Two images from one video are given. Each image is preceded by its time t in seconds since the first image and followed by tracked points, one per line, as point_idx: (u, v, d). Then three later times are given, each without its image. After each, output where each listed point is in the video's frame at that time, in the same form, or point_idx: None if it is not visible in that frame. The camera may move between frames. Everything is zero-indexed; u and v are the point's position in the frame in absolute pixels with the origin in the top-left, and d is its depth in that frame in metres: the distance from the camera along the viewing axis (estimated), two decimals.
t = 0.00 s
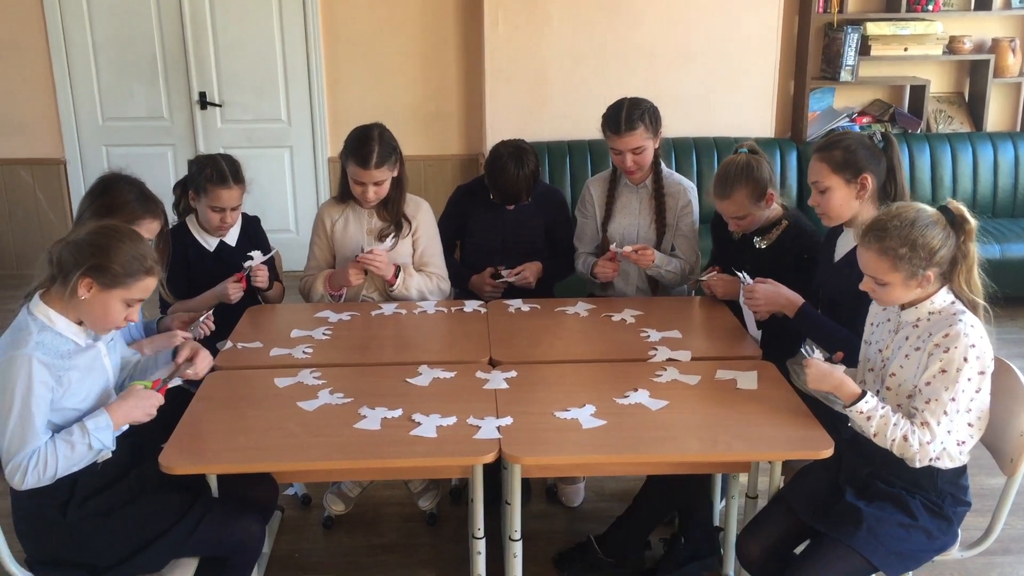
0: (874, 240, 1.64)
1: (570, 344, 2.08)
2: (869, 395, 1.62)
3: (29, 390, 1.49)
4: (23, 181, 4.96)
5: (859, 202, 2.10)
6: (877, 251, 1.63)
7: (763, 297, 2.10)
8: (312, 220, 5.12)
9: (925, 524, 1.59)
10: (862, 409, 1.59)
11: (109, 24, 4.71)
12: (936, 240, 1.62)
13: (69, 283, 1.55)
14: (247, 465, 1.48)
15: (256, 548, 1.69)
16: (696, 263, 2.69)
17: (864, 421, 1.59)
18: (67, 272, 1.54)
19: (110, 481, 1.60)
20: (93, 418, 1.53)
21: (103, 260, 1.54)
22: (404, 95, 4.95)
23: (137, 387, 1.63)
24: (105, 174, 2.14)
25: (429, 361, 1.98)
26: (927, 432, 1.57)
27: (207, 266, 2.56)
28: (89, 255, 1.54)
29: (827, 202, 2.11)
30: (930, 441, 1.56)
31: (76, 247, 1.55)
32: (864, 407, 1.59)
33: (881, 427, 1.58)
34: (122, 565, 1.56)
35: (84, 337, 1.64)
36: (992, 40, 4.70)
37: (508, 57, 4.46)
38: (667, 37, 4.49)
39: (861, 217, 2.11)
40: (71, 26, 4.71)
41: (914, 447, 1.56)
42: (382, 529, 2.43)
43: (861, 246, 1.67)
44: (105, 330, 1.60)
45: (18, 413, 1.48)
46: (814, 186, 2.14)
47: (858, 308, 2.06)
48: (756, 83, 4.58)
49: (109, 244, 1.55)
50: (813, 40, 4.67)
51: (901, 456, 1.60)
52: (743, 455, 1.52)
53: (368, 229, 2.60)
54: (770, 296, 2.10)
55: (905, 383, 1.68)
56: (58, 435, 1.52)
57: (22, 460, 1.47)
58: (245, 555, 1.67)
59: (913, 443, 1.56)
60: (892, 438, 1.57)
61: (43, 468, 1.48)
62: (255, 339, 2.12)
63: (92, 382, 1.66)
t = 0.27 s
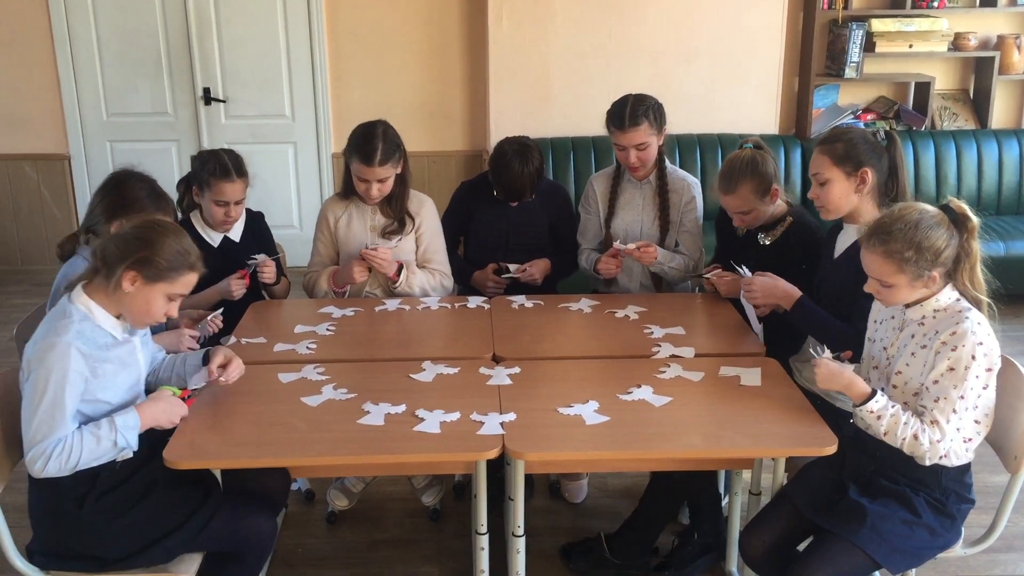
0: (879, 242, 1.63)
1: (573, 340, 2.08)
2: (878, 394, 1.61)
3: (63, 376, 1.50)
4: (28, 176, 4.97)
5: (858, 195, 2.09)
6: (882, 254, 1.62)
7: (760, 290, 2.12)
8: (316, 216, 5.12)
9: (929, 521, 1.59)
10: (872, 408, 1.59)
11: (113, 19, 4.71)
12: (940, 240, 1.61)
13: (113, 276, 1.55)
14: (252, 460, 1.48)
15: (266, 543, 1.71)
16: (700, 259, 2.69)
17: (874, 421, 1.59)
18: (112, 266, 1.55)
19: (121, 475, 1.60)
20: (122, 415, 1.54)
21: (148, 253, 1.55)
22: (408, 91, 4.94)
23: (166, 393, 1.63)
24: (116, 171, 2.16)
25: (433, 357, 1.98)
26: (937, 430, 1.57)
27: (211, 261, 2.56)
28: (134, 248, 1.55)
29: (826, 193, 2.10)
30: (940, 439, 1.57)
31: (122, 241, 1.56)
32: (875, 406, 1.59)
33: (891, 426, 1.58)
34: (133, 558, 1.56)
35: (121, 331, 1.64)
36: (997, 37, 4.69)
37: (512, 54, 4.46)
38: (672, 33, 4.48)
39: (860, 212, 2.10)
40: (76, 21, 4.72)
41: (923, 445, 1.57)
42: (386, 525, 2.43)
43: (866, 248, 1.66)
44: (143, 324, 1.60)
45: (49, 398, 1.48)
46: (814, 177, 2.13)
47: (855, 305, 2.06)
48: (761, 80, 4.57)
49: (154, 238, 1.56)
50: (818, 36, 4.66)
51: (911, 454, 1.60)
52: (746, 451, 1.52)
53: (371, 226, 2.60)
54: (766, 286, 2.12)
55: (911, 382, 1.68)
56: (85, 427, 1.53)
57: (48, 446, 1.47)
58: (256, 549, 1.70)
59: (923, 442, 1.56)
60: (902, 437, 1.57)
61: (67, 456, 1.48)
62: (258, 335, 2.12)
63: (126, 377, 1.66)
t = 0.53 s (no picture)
0: (883, 242, 1.63)
1: (575, 339, 2.08)
2: (881, 394, 1.62)
3: (73, 376, 1.50)
4: (30, 174, 4.97)
5: (855, 192, 2.09)
6: (885, 254, 1.62)
7: (751, 284, 2.15)
8: (318, 214, 5.12)
9: (931, 520, 1.59)
10: (874, 408, 1.59)
11: (116, 18, 4.71)
12: (944, 241, 1.61)
13: (126, 278, 1.55)
14: (253, 459, 1.48)
15: (271, 544, 1.69)
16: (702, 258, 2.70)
17: (877, 420, 1.59)
18: (125, 267, 1.55)
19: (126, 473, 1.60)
20: (130, 413, 1.54)
21: (160, 256, 1.54)
22: (409, 89, 4.94)
23: (173, 387, 1.63)
24: (134, 173, 2.14)
25: (435, 355, 1.98)
26: (939, 430, 1.57)
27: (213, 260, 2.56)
28: (147, 250, 1.54)
29: (825, 190, 2.09)
30: (942, 439, 1.56)
31: (135, 242, 1.55)
32: (877, 405, 1.59)
33: (894, 425, 1.58)
34: (134, 555, 1.56)
35: (131, 330, 1.65)
36: (1000, 36, 4.68)
37: (514, 52, 4.46)
38: (674, 32, 4.48)
39: (857, 208, 2.10)
40: (78, 20, 4.72)
41: (926, 445, 1.56)
42: (387, 524, 2.43)
43: (869, 249, 1.66)
44: (154, 325, 1.60)
45: (59, 397, 1.49)
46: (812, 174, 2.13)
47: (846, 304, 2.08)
48: (763, 79, 4.56)
49: (167, 240, 1.55)
50: (820, 35, 4.65)
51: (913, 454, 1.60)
52: (748, 451, 1.52)
53: (373, 224, 2.61)
54: (757, 281, 2.15)
55: (914, 382, 1.68)
56: (94, 425, 1.53)
57: (58, 445, 1.48)
58: (259, 550, 1.69)
59: (925, 442, 1.56)
60: (904, 437, 1.57)
61: (77, 455, 1.49)
62: (260, 334, 2.13)
63: (134, 377, 1.67)
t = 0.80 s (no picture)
0: (886, 243, 1.63)
1: (576, 339, 2.08)
2: (884, 394, 1.62)
3: (74, 375, 1.50)
4: (31, 174, 4.97)
5: (853, 190, 2.08)
6: (889, 255, 1.62)
7: (740, 281, 2.19)
8: (319, 214, 5.12)
9: (932, 520, 1.59)
10: (877, 407, 1.59)
11: (117, 18, 4.71)
12: (947, 242, 1.61)
13: (131, 279, 1.55)
14: (254, 458, 1.48)
15: (271, 542, 1.69)
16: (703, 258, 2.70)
17: (879, 419, 1.59)
18: (130, 269, 1.55)
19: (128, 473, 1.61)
20: (132, 412, 1.54)
21: (166, 260, 1.54)
22: (410, 89, 4.94)
23: (175, 387, 1.63)
24: (145, 177, 2.13)
25: (436, 355, 1.98)
26: (941, 430, 1.57)
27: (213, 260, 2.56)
28: (153, 253, 1.54)
29: (822, 188, 2.09)
30: (945, 439, 1.56)
31: (141, 245, 1.55)
32: (880, 405, 1.59)
33: (896, 425, 1.58)
34: (135, 555, 1.56)
35: (134, 331, 1.65)
36: (1001, 35, 4.67)
37: (515, 52, 4.46)
38: (675, 32, 4.48)
39: (855, 207, 2.10)
40: (79, 20, 4.72)
41: (928, 445, 1.56)
42: (388, 523, 2.44)
43: (873, 249, 1.66)
44: (156, 328, 1.60)
45: (60, 397, 1.49)
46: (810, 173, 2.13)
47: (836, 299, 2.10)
48: (764, 78, 4.56)
49: (174, 244, 1.56)
50: (821, 35, 4.65)
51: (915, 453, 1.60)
52: (749, 450, 1.52)
53: (374, 224, 2.61)
54: (745, 276, 2.19)
55: (916, 381, 1.68)
56: (95, 424, 1.53)
57: (59, 444, 1.48)
58: (259, 550, 1.69)
59: (928, 441, 1.56)
60: (906, 436, 1.57)
61: (78, 454, 1.49)
62: (261, 334, 2.13)
63: (135, 377, 1.67)
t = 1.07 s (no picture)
0: (888, 242, 1.63)
1: (577, 339, 2.08)
2: (886, 393, 1.61)
3: (78, 375, 1.50)
4: (31, 175, 4.98)
5: (855, 190, 2.08)
6: (891, 254, 1.62)
7: (737, 275, 2.18)
8: (319, 215, 5.12)
9: (933, 520, 1.59)
10: (879, 408, 1.59)
11: (117, 19, 4.72)
12: (950, 240, 1.61)
13: (135, 282, 1.55)
14: (255, 460, 1.48)
15: (272, 544, 1.69)
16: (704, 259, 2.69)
17: (881, 420, 1.59)
18: (135, 272, 1.55)
19: (129, 474, 1.61)
20: (134, 412, 1.54)
21: (171, 264, 1.54)
22: (410, 90, 4.94)
23: (178, 386, 1.63)
24: (159, 181, 2.10)
25: (436, 356, 1.98)
26: (943, 430, 1.57)
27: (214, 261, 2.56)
28: (159, 257, 1.54)
29: (824, 188, 2.09)
30: (947, 439, 1.56)
31: (147, 248, 1.55)
32: (882, 405, 1.59)
33: (898, 425, 1.58)
34: (137, 555, 1.56)
35: (137, 333, 1.65)
36: (1001, 34, 4.67)
37: (515, 53, 4.46)
38: (675, 32, 4.47)
39: (857, 207, 2.10)
40: (79, 21, 4.72)
41: (930, 445, 1.56)
42: (389, 524, 2.44)
43: (875, 248, 1.66)
44: (159, 331, 1.60)
45: (64, 397, 1.49)
46: (812, 172, 2.13)
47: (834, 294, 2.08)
48: (764, 78, 4.56)
49: (179, 249, 1.55)
50: (821, 35, 4.65)
51: (917, 453, 1.60)
52: (750, 450, 1.52)
53: (375, 225, 2.60)
54: (741, 272, 2.17)
55: (918, 381, 1.68)
56: (98, 425, 1.53)
57: (62, 445, 1.48)
58: (261, 551, 1.68)
59: (929, 441, 1.56)
60: (908, 436, 1.57)
61: (81, 454, 1.49)
62: (262, 334, 2.13)
63: (138, 378, 1.67)
